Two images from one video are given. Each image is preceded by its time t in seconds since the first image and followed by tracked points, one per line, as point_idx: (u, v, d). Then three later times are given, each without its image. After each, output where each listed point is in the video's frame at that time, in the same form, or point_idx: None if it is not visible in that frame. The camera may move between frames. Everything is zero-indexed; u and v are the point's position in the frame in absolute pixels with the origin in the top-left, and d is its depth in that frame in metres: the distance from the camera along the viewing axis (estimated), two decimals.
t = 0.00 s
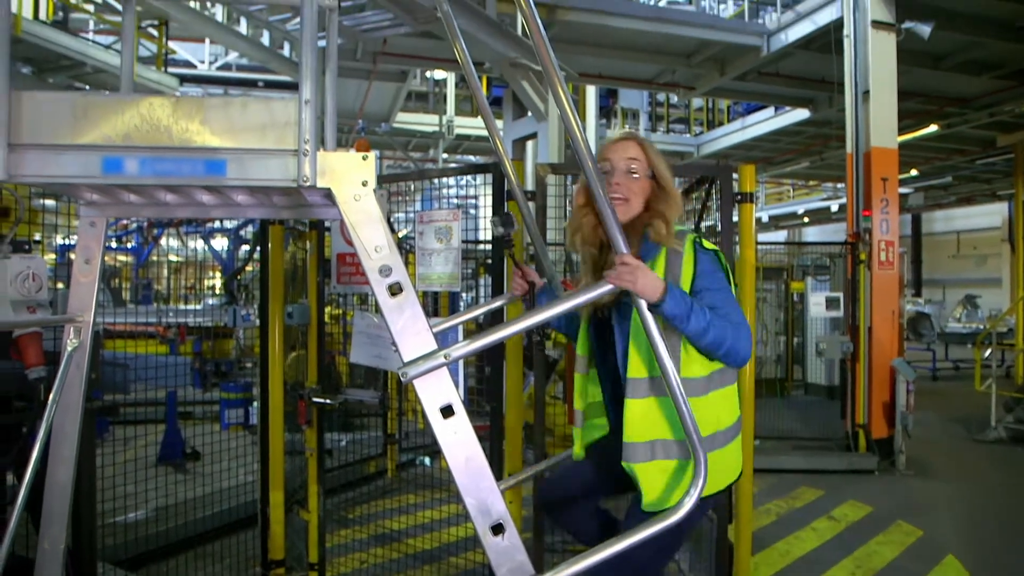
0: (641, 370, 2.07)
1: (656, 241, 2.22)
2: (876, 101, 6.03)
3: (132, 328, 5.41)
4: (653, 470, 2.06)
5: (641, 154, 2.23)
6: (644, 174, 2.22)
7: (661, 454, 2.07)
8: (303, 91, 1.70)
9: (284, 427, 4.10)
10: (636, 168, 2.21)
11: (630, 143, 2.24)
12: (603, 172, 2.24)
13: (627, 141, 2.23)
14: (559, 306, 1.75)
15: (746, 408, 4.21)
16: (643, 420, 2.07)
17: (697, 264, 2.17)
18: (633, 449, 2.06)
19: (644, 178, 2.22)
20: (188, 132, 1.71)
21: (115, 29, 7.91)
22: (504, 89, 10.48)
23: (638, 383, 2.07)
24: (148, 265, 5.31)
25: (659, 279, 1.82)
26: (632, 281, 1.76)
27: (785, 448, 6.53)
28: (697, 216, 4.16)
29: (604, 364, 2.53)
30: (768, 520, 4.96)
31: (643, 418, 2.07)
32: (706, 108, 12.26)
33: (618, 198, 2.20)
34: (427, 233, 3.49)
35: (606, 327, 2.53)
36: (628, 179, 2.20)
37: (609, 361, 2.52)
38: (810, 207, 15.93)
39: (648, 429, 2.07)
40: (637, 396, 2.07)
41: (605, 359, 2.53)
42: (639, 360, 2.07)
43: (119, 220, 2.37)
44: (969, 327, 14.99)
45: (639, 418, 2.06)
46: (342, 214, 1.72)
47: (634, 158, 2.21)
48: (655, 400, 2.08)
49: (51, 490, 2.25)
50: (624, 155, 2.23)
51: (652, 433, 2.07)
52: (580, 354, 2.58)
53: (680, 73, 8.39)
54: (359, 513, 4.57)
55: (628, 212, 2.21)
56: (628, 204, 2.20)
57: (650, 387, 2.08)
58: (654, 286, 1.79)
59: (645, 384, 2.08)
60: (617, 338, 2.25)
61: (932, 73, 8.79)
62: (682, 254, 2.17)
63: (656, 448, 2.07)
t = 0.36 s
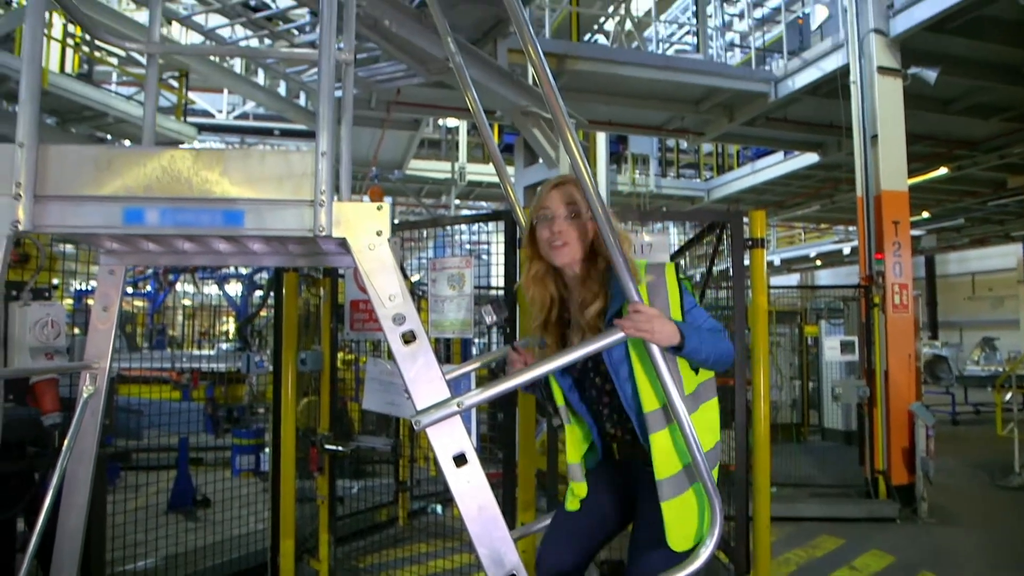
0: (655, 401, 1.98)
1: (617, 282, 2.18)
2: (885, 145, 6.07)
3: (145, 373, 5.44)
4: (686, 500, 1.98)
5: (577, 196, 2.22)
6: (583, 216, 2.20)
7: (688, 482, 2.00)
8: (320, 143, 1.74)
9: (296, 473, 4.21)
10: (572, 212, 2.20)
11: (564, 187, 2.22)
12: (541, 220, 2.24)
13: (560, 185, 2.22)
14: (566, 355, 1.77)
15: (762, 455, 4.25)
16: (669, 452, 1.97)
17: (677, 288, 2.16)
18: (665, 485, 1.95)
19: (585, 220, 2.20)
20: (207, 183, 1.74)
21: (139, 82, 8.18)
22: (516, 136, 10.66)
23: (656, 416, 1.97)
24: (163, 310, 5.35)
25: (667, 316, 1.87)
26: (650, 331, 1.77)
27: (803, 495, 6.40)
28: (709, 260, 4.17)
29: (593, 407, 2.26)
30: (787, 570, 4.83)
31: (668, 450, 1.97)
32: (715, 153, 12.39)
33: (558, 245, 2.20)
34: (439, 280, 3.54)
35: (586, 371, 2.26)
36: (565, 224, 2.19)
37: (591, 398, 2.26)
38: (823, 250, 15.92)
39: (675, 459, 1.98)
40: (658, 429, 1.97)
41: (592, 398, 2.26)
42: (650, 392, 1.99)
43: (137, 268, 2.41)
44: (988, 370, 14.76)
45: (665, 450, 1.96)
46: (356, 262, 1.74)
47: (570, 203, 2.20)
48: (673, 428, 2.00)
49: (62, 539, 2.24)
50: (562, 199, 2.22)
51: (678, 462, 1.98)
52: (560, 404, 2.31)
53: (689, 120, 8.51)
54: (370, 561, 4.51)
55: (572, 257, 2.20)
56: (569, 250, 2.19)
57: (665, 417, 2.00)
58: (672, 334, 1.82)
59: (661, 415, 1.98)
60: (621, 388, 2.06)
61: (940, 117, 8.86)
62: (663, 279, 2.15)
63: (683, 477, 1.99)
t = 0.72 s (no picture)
0: (639, 452, 1.95)
1: (599, 347, 2.10)
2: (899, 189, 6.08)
3: (160, 419, 5.45)
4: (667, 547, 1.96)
5: (563, 256, 2.18)
6: (569, 276, 2.17)
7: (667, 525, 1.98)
8: (340, 195, 1.77)
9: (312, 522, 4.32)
10: (558, 272, 2.16)
11: (552, 246, 2.18)
12: (525, 276, 2.19)
13: (548, 245, 2.17)
14: (585, 403, 1.73)
15: (785, 503, 4.16)
16: (649, 502, 1.95)
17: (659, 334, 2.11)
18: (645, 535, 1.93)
19: (570, 281, 2.16)
20: (229, 234, 1.77)
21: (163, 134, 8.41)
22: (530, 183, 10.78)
23: (637, 468, 1.94)
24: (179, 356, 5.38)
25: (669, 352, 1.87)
26: (663, 376, 1.76)
27: (828, 544, 6.22)
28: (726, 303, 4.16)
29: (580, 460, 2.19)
30: None
31: (648, 500, 1.95)
32: (729, 198, 12.44)
33: (543, 304, 2.15)
34: (456, 327, 3.81)
35: (573, 428, 2.17)
36: (552, 284, 2.14)
37: (576, 451, 2.19)
38: (840, 293, 15.79)
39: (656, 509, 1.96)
40: (639, 482, 1.94)
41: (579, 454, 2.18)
42: (634, 444, 1.96)
43: (157, 316, 2.43)
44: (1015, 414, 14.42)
45: (644, 502, 1.94)
46: (374, 311, 1.75)
47: (557, 262, 2.16)
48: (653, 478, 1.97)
49: None
50: (546, 259, 2.17)
51: (660, 509, 1.96)
52: (549, 456, 2.28)
53: (702, 165, 8.58)
54: None
55: (556, 318, 2.16)
56: (554, 311, 2.15)
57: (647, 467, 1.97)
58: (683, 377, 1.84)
59: (641, 469, 1.95)
60: (605, 438, 2.00)
61: (953, 159, 8.87)
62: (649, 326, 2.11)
63: (663, 522, 1.97)
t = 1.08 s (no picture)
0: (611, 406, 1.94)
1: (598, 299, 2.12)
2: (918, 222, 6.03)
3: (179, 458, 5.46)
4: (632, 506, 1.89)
5: (564, 217, 2.19)
6: (570, 236, 2.18)
7: (639, 487, 1.91)
8: (359, 237, 1.78)
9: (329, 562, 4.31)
10: (560, 230, 2.16)
11: (553, 205, 2.20)
12: (526, 234, 2.18)
13: (550, 203, 2.18)
14: (596, 447, 1.69)
15: (811, 544, 4.05)
16: (618, 458, 1.91)
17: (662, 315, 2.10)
18: (604, 488, 1.89)
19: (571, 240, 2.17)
20: (251, 276, 1.78)
21: (186, 177, 8.62)
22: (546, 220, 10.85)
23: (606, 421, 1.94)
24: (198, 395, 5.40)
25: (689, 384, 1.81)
26: (684, 416, 1.70)
27: None
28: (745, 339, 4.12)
29: (563, 421, 2.17)
30: None
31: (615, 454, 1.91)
32: (746, 233, 12.42)
33: (544, 259, 2.12)
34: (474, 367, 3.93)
35: (559, 385, 2.12)
36: (555, 240, 2.14)
37: (565, 411, 2.15)
38: (861, 328, 15.60)
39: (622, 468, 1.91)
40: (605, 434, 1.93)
41: (562, 417, 2.16)
42: (604, 393, 1.95)
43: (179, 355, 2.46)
44: None
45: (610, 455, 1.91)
46: (392, 352, 1.76)
47: (559, 220, 2.17)
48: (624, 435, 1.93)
49: None
50: (549, 217, 2.18)
51: (628, 468, 1.91)
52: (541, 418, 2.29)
53: (719, 202, 8.60)
54: None
55: (557, 272, 2.12)
56: (556, 266, 2.12)
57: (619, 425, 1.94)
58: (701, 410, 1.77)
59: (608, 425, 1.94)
60: (583, 376, 2.01)
61: (972, 192, 8.82)
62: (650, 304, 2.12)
63: (634, 481, 1.91)
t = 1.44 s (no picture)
0: (629, 414, 1.92)
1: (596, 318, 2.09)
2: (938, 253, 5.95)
3: (196, 497, 5.45)
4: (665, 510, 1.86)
5: (564, 235, 2.15)
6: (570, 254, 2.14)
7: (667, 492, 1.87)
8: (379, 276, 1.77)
9: None
10: (560, 249, 2.12)
11: (553, 222, 2.15)
12: (526, 254, 2.12)
13: (551, 221, 2.13)
14: (627, 481, 1.63)
15: None
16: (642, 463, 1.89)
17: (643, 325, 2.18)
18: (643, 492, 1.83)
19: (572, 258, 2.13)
20: (272, 315, 1.77)
21: (208, 215, 8.78)
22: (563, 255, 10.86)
23: (628, 428, 1.90)
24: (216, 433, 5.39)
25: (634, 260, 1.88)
26: (624, 267, 1.78)
27: None
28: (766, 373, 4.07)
29: (563, 439, 2.09)
30: None
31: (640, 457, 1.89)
32: (763, 266, 12.36)
33: (545, 280, 2.08)
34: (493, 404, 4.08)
35: (559, 402, 2.07)
36: (556, 258, 2.09)
37: (566, 427, 2.08)
38: (884, 360, 15.33)
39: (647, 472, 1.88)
40: (631, 442, 1.89)
41: (560, 433, 2.09)
42: (624, 407, 1.92)
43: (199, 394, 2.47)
44: None
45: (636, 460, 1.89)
46: (411, 391, 1.75)
47: (559, 240, 2.12)
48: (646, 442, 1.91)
49: None
50: (551, 236, 2.13)
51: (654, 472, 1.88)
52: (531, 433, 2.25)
53: (736, 235, 8.58)
54: None
55: (557, 294, 2.09)
56: (556, 287, 2.08)
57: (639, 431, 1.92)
58: (641, 271, 1.82)
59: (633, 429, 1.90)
60: (591, 390, 1.98)
61: (993, 222, 8.72)
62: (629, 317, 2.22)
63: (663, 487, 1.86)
